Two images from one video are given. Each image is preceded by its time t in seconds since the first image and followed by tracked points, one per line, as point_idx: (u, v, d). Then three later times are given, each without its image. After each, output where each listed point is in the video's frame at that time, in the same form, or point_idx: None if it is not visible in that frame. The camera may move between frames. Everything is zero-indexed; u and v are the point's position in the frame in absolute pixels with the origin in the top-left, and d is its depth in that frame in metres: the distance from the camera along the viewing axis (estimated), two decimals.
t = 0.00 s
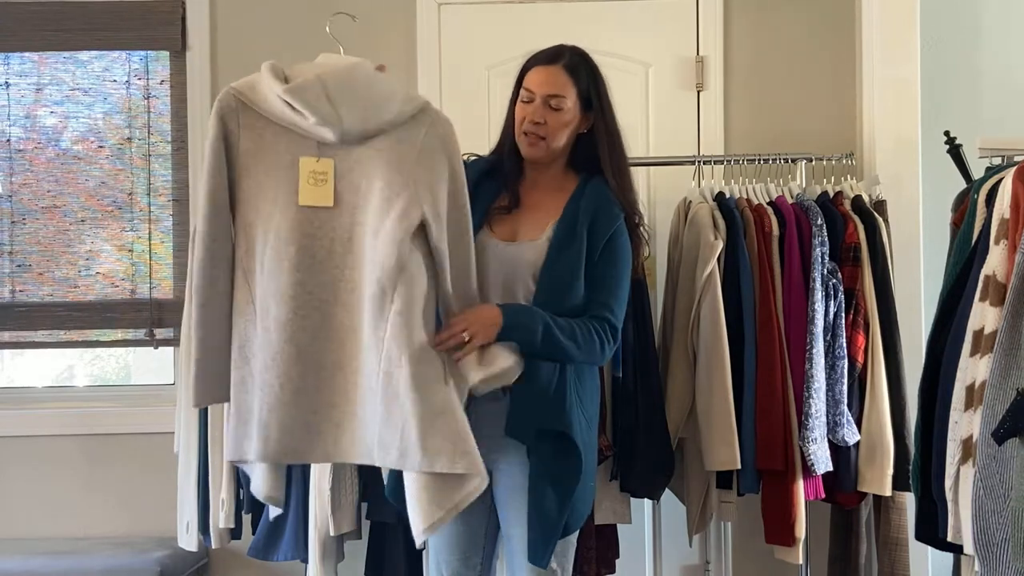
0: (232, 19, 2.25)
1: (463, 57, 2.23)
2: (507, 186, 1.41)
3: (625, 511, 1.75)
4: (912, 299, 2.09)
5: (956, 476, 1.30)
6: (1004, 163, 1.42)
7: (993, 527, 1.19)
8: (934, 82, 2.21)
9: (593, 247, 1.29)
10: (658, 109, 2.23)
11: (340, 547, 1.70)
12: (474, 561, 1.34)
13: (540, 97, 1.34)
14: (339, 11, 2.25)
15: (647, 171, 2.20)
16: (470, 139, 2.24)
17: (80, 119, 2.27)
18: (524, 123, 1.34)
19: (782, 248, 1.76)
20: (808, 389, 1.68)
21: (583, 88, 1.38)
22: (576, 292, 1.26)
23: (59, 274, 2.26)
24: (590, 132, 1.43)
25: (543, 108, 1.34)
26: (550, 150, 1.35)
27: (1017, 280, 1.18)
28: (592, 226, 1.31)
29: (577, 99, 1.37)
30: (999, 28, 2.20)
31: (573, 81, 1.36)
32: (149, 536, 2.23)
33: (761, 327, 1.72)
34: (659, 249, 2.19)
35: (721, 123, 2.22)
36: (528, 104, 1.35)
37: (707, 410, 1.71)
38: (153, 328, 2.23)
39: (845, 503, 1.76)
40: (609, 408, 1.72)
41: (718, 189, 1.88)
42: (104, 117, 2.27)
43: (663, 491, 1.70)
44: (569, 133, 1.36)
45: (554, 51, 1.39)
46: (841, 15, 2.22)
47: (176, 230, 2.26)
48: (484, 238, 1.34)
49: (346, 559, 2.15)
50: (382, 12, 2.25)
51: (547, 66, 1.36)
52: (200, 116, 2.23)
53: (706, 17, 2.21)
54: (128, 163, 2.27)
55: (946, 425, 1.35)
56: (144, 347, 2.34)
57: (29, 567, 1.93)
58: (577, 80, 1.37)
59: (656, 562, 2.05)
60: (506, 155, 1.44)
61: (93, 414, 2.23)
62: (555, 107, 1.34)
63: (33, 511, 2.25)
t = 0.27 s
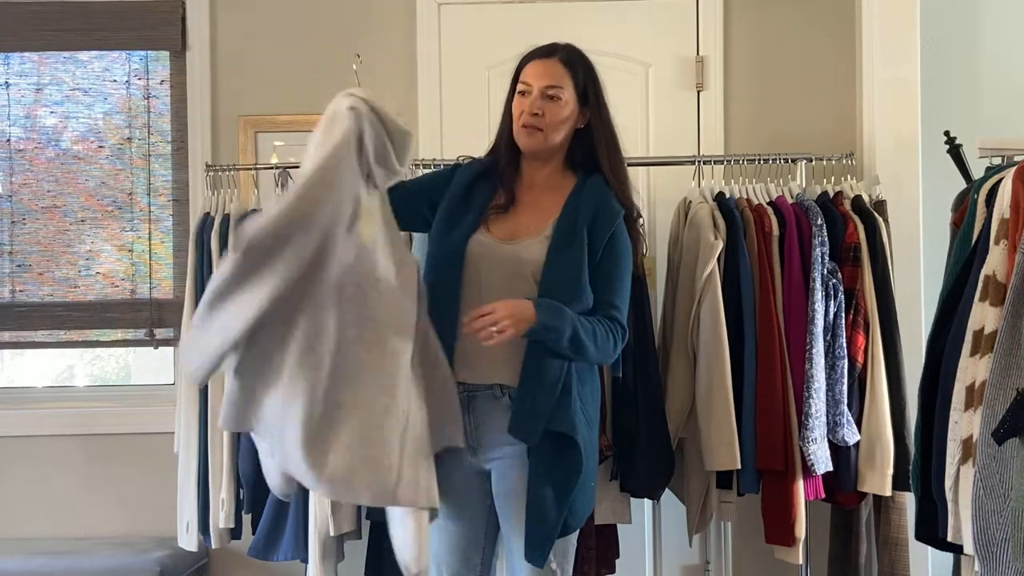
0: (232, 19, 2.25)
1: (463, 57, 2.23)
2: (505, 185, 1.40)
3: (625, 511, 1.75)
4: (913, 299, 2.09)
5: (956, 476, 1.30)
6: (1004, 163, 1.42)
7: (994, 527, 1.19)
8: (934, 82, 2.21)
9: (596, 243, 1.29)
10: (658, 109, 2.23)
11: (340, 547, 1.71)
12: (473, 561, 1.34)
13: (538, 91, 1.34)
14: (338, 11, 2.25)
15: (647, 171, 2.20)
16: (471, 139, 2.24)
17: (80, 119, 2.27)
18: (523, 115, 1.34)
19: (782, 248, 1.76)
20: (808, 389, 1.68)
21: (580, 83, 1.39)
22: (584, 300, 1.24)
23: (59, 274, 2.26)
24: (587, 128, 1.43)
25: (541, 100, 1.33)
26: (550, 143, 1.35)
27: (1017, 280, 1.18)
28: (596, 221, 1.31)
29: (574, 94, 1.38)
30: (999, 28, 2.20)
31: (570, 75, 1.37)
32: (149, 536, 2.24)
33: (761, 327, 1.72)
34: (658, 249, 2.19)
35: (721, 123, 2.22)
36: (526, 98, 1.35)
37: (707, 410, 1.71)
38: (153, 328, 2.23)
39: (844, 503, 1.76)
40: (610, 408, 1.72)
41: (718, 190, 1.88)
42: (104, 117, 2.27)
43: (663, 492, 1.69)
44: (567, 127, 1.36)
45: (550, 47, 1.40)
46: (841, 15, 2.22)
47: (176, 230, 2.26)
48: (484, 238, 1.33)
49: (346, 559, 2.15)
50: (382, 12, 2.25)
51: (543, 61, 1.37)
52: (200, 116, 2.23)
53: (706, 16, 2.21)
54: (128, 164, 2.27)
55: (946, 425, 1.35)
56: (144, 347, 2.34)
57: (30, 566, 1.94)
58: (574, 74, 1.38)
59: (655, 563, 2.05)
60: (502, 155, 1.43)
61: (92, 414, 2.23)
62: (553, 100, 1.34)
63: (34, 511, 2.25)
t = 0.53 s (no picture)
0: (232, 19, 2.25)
1: (463, 58, 2.23)
2: (499, 185, 1.41)
3: (625, 511, 1.75)
4: (913, 300, 2.09)
5: (956, 476, 1.30)
6: (1004, 163, 1.42)
7: (994, 527, 1.19)
8: (934, 82, 2.21)
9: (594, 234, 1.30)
10: (658, 109, 2.23)
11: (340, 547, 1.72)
12: (473, 561, 1.34)
13: (532, 88, 1.35)
14: (338, 11, 2.25)
15: (647, 172, 2.20)
16: (471, 139, 2.24)
17: (80, 119, 2.27)
18: (517, 113, 1.34)
19: (782, 248, 1.76)
20: (808, 389, 1.68)
21: (574, 80, 1.40)
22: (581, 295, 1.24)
23: (59, 274, 2.26)
24: (580, 126, 1.44)
25: (535, 96, 1.34)
26: (545, 140, 1.35)
27: (1017, 280, 1.18)
28: (597, 212, 1.32)
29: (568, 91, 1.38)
30: (999, 28, 2.20)
31: (564, 71, 1.38)
32: (150, 536, 2.24)
33: (761, 327, 1.72)
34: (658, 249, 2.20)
35: (721, 123, 2.22)
36: (520, 96, 1.35)
37: (707, 411, 1.71)
38: (153, 328, 2.23)
39: (844, 503, 1.76)
40: (609, 408, 1.72)
41: (718, 189, 1.88)
42: (104, 117, 2.27)
43: (663, 492, 1.69)
44: (562, 123, 1.37)
45: (542, 46, 1.41)
46: (841, 15, 2.22)
47: (176, 230, 2.26)
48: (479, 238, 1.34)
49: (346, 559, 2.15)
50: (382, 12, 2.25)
51: (537, 59, 1.38)
52: (200, 116, 2.23)
53: (706, 16, 2.21)
54: (128, 164, 2.27)
55: (946, 425, 1.35)
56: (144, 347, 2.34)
57: (30, 567, 1.94)
58: (567, 72, 1.40)
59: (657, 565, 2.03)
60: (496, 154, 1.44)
61: (92, 414, 2.23)
62: (547, 96, 1.34)
63: (34, 511, 2.25)
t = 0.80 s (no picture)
0: (232, 19, 2.25)
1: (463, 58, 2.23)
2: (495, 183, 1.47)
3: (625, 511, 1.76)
4: (912, 300, 2.09)
5: (956, 476, 1.30)
6: (1004, 163, 1.42)
7: (993, 527, 1.19)
8: (935, 82, 2.21)
9: (593, 225, 1.37)
10: (658, 109, 2.23)
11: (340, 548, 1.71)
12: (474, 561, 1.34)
13: (531, 87, 1.41)
14: (338, 11, 2.25)
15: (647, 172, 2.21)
16: (471, 139, 2.24)
17: (80, 119, 2.27)
18: (517, 111, 1.40)
19: (782, 248, 1.76)
20: (808, 389, 1.68)
21: (568, 80, 1.48)
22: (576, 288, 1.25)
23: (59, 274, 2.26)
24: (572, 126, 1.52)
25: (535, 95, 1.41)
26: (545, 138, 1.42)
27: (1017, 280, 1.18)
28: (591, 205, 1.40)
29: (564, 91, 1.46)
30: (998, 29, 2.20)
31: (559, 72, 1.46)
32: (149, 536, 2.23)
33: (761, 327, 1.72)
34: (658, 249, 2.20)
35: (721, 123, 2.22)
36: (519, 95, 1.42)
37: (707, 411, 1.70)
38: (153, 328, 2.23)
39: (844, 503, 1.76)
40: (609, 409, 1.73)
41: (718, 189, 1.88)
42: (104, 117, 2.27)
43: (663, 491, 1.70)
44: (558, 122, 1.44)
45: (536, 48, 1.49)
46: (840, 15, 2.23)
47: (176, 230, 2.26)
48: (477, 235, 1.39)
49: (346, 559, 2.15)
50: (382, 12, 2.25)
51: (532, 59, 1.45)
52: (200, 116, 2.23)
53: (706, 17, 2.21)
54: (128, 164, 2.27)
55: (945, 425, 1.35)
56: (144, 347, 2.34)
57: (30, 567, 1.93)
58: (561, 72, 1.47)
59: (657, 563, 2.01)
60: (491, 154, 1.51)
61: (92, 414, 2.23)
62: (546, 95, 1.42)
63: (33, 511, 2.25)
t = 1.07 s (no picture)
0: (232, 19, 2.25)
1: (463, 58, 2.23)
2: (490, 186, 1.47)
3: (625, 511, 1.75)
4: (912, 300, 2.10)
5: (956, 476, 1.30)
6: (1004, 163, 1.42)
7: (993, 527, 1.19)
8: (935, 82, 2.21)
9: (591, 221, 1.39)
10: (658, 109, 2.23)
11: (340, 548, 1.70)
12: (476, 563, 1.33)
13: (525, 89, 1.41)
14: (338, 11, 2.25)
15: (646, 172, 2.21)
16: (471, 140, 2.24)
17: (80, 119, 2.27)
18: (512, 114, 1.40)
19: (782, 248, 1.76)
20: (808, 389, 1.68)
21: (559, 81, 1.48)
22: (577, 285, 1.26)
23: (59, 274, 2.26)
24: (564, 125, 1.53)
25: (528, 97, 1.41)
26: (540, 140, 1.42)
27: (1017, 281, 1.18)
28: (589, 203, 1.42)
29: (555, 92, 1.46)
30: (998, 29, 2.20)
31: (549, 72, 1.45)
32: (149, 535, 2.24)
33: (761, 327, 1.72)
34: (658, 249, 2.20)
35: (721, 123, 2.22)
36: (513, 97, 1.41)
37: (707, 411, 1.70)
38: (153, 328, 2.23)
39: (844, 503, 1.76)
40: (609, 408, 1.72)
41: (718, 189, 1.88)
42: (104, 117, 2.27)
43: (663, 491, 1.68)
44: (551, 122, 1.44)
45: (525, 49, 1.48)
46: (840, 15, 2.22)
47: (176, 230, 2.26)
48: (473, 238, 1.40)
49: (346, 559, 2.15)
50: (382, 13, 2.25)
51: (523, 60, 1.44)
52: (200, 116, 2.23)
53: (706, 17, 2.21)
54: (128, 164, 2.27)
55: (946, 425, 1.35)
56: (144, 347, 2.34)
57: (30, 567, 1.94)
58: (553, 72, 1.47)
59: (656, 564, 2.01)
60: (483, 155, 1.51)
61: (91, 414, 2.23)
62: (538, 97, 1.41)
63: (33, 511, 2.25)
